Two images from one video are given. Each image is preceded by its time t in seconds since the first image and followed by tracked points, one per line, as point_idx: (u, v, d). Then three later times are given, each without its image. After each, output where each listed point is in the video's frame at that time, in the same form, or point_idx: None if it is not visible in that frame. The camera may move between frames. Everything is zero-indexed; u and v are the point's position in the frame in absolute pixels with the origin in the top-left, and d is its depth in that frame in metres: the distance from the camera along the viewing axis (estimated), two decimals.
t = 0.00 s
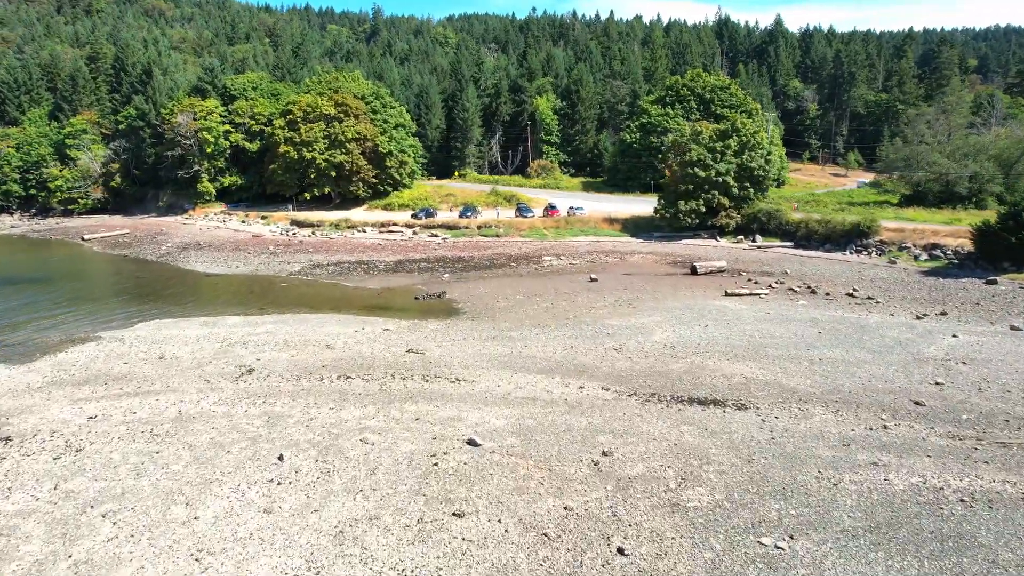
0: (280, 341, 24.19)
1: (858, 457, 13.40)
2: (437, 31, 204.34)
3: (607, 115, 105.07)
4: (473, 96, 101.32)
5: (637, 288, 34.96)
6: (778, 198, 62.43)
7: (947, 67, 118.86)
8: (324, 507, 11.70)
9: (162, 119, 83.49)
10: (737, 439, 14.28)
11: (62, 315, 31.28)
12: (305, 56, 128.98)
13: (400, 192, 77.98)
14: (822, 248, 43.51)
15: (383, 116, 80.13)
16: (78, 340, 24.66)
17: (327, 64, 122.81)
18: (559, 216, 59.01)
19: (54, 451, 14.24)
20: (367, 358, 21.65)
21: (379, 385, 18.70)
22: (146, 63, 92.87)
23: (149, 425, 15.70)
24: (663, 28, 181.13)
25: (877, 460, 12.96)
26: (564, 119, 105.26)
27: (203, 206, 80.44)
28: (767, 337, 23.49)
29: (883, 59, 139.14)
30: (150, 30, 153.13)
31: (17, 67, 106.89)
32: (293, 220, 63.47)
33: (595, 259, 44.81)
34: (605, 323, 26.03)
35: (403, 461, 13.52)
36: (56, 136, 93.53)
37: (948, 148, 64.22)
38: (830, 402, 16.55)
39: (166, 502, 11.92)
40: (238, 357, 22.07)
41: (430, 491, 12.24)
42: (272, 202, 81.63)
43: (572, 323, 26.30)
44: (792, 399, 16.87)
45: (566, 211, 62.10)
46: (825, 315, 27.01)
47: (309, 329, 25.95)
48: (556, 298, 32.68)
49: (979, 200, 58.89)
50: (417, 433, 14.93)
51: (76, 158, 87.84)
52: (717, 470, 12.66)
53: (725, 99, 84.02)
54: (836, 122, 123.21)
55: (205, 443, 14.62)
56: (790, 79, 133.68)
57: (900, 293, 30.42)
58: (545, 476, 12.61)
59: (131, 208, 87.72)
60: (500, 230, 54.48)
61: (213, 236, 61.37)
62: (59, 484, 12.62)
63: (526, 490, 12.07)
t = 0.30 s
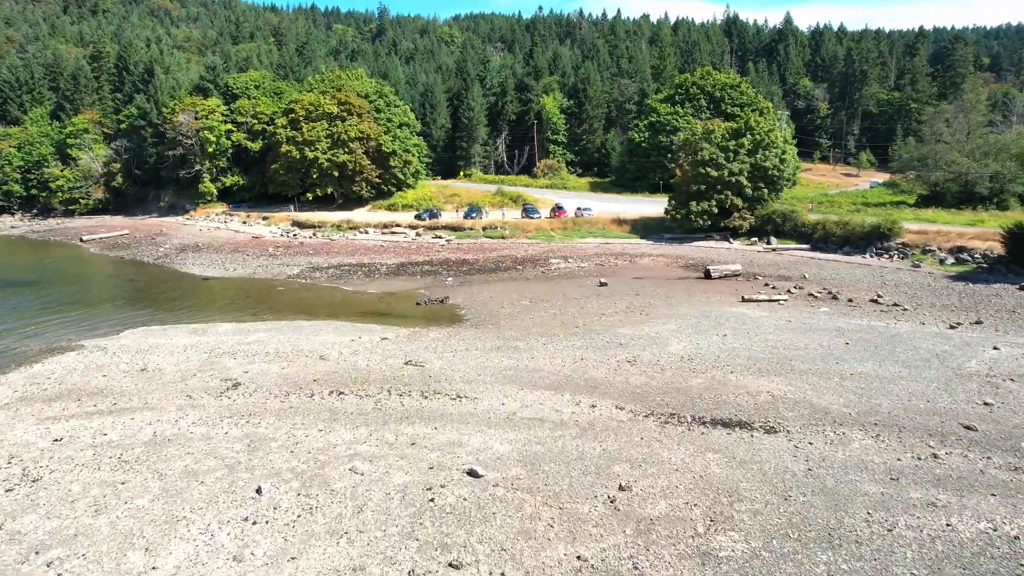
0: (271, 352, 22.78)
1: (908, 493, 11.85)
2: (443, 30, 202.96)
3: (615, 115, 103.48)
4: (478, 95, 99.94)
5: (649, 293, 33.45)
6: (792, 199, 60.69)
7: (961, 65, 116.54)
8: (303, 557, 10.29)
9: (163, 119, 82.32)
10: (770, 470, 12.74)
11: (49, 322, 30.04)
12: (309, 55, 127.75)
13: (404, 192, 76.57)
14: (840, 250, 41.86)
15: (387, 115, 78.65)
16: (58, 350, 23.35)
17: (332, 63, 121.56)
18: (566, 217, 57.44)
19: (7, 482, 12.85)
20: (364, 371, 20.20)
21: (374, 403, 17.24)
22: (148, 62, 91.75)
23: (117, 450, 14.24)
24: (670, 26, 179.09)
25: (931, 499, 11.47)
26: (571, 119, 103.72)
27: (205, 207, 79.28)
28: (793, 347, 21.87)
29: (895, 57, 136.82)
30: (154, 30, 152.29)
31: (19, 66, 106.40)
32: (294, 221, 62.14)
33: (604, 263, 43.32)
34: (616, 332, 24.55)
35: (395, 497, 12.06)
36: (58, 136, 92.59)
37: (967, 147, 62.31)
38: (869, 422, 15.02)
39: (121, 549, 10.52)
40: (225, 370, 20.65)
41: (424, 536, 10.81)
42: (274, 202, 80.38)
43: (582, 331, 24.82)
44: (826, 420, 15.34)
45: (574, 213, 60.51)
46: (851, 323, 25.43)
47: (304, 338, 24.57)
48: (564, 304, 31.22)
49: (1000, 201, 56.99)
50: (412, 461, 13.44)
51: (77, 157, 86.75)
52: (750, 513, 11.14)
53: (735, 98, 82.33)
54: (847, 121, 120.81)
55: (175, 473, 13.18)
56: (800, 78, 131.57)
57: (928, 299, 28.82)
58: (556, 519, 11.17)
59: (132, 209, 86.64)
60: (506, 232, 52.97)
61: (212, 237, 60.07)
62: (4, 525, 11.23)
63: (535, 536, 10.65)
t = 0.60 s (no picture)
0: (261, 364, 21.34)
1: (972, 546, 10.32)
2: (450, 30, 201.50)
3: (623, 114, 101.82)
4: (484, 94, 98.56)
5: (663, 298, 31.92)
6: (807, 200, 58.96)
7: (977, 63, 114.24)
8: None
9: (165, 118, 81.18)
10: (812, 512, 11.22)
11: (35, 328, 28.74)
12: (314, 54, 126.52)
13: (409, 193, 75.21)
14: (861, 254, 40.18)
15: (391, 113, 77.17)
16: (37, 360, 22.02)
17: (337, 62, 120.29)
18: (575, 218, 55.94)
19: None
20: (359, 386, 18.73)
21: (366, 424, 15.75)
22: (151, 60, 90.67)
23: (78, 480, 12.81)
24: (679, 25, 177.06)
25: (1002, 555, 9.95)
26: (579, 118, 102.20)
27: (207, 208, 78.22)
28: (822, 360, 20.27)
29: (908, 54, 134.52)
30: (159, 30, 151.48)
31: (22, 66, 105.72)
32: (297, 222, 60.87)
33: (614, 267, 41.80)
34: (630, 342, 23.04)
35: (385, 544, 10.61)
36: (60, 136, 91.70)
37: (988, 146, 60.41)
38: (918, 450, 13.44)
39: None
40: (209, 385, 19.21)
41: None
42: (277, 203, 79.24)
43: (593, 341, 23.31)
44: (869, 446, 13.78)
45: (582, 214, 58.95)
46: (881, 333, 23.80)
47: (297, 349, 23.12)
48: (574, 310, 29.70)
49: None
50: (406, 496, 12.02)
51: (79, 157, 85.71)
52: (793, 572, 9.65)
53: (747, 96, 80.63)
54: (859, 120, 118.51)
55: (139, 509, 11.75)
56: (811, 77, 129.48)
57: (961, 307, 27.17)
58: None
59: (135, 209, 85.76)
60: (513, 233, 51.50)
61: (213, 239, 58.86)
62: None
63: None
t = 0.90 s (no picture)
0: (249, 378, 19.86)
1: None
2: (457, 29, 199.95)
3: (634, 113, 100.09)
4: (492, 93, 97.15)
5: (679, 305, 30.31)
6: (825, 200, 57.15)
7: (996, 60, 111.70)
8: None
9: (169, 117, 80.07)
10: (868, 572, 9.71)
11: (20, 336, 27.46)
12: (321, 53, 125.38)
13: (415, 193, 73.80)
14: (885, 257, 38.44)
15: (397, 112, 75.69)
16: (13, 372, 20.64)
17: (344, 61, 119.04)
18: (585, 219, 54.36)
19: None
20: (353, 405, 17.19)
21: (358, 450, 14.34)
22: (155, 59, 89.63)
23: (29, 522, 11.37)
24: (689, 23, 174.92)
25: None
26: (588, 117, 100.57)
27: (211, 208, 77.08)
28: (857, 376, 18.59)
29: (924, 52, 131.99)
30: (166, 29, 150.71)
31: (27, 66, 105.24)
32: (299, 223, 59.52)
33: (626, 271, 40.27)
34: (648, 355, 21.47)
35: None
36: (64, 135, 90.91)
37: (1013, 144, 58.38)
38: (982, 488, 11.91)
39: None
40: (191, 401, 17.77)
41: None
42: (282, 203, 78.02)
43: (608, 355, 21.70)
44: (924, 482, 12.20)
45: (593, 215, 57.33)
46: (918, 344, 22.12)
47: (290, 360, 21.69)
48: (586, 317, 28.12)
49: None
50: (400, 545, 10.62)
51: (82, 157, 84.75)
52: None
53: (761, 94, 78.78)
54: (874, 119, 115.80)
55: (92, 561, 10.34)
56: (825, 75, 127.25)
57: (999, 316, 25.48)
58: None
59: (138, 209, 84.72)
60: (521, 235, 49.95)
61: (214, 240, 57.62)
62: None
63: None
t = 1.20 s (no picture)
0: (238, 394, 18.41)
1: None
2: (468, 29, 198.48)
3: (646, 112, 98.26)
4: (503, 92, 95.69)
5: (699, 313, 28.66)
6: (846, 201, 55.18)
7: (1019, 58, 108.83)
8: None
9: (175, 117, 79.13)
10: None
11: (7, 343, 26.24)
12: (331, 52, 124.40)
13: (423, 193, 72.36)
14: (915, 262, 36.58)
15: (406, 110, 74.24)
16: None
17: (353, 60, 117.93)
18: (598, 221, 52.74)
19: None
20: (348, 426, 15.65)
21: (350, 482, 12.88)
22: (162, 58, 88.74)
23: None
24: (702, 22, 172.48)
25: None
26: (600, 116, 98.83)
27: (217, 208, 76.06)
28: (902, 395, 16.86)
29: (944, 49, 129.03)
30: (176, 29, 150.21)
31: (36, 66, 105.32)
32: (305, 224, 58.16)
33: (641, 276, 38.66)
34: (669, 371, 19.82)
35: None
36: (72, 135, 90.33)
37: None
38: None
39: None
40: (174, 420, 16.34)
41: None
42: (289, 204, 76.87)
43: (625, 369, 20.06)
44: (1000, 532, 10.61)
45: (606, 216, 55.72)
46: (964, 359, 20.30)
47: (284, 374, 20.23)
48: (602, 326, 26.58)
49: None
50: None
51: (89, 157, 84.02)
52: None
53: (778, 92, 76.73)
54: (893, 118, 113.37)
55: None
56: (842, 73, 124.67)
57: None
58: None
59: (145, 210, 83.85)
60: (532, 236, 48.39)
61: (218, 241, 56.45)
62: None
63: None
